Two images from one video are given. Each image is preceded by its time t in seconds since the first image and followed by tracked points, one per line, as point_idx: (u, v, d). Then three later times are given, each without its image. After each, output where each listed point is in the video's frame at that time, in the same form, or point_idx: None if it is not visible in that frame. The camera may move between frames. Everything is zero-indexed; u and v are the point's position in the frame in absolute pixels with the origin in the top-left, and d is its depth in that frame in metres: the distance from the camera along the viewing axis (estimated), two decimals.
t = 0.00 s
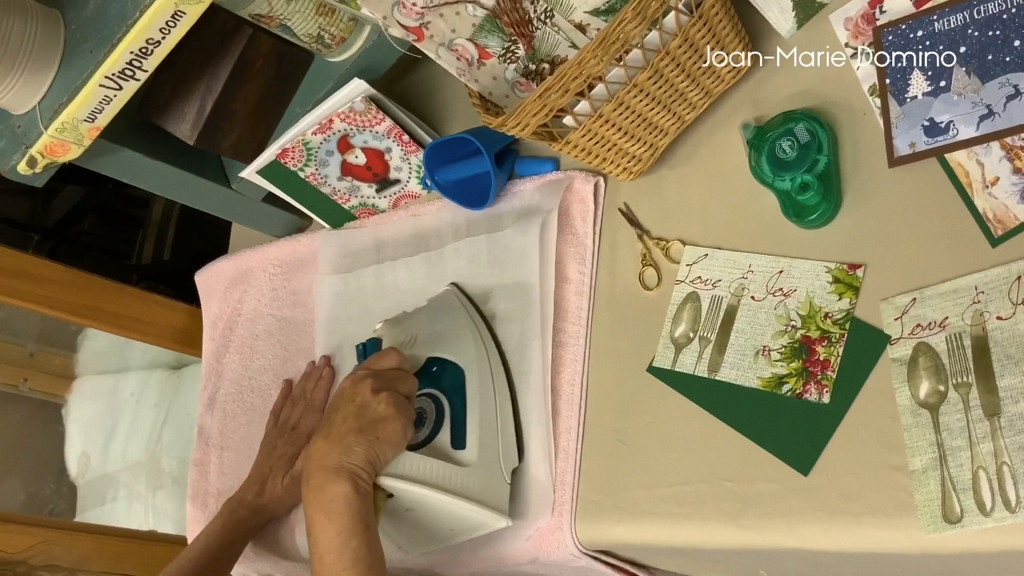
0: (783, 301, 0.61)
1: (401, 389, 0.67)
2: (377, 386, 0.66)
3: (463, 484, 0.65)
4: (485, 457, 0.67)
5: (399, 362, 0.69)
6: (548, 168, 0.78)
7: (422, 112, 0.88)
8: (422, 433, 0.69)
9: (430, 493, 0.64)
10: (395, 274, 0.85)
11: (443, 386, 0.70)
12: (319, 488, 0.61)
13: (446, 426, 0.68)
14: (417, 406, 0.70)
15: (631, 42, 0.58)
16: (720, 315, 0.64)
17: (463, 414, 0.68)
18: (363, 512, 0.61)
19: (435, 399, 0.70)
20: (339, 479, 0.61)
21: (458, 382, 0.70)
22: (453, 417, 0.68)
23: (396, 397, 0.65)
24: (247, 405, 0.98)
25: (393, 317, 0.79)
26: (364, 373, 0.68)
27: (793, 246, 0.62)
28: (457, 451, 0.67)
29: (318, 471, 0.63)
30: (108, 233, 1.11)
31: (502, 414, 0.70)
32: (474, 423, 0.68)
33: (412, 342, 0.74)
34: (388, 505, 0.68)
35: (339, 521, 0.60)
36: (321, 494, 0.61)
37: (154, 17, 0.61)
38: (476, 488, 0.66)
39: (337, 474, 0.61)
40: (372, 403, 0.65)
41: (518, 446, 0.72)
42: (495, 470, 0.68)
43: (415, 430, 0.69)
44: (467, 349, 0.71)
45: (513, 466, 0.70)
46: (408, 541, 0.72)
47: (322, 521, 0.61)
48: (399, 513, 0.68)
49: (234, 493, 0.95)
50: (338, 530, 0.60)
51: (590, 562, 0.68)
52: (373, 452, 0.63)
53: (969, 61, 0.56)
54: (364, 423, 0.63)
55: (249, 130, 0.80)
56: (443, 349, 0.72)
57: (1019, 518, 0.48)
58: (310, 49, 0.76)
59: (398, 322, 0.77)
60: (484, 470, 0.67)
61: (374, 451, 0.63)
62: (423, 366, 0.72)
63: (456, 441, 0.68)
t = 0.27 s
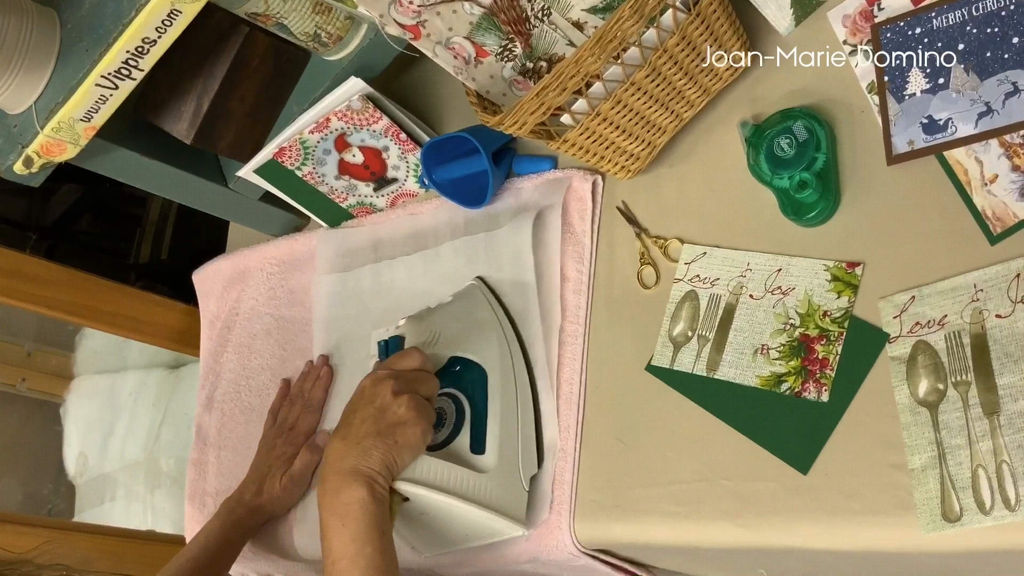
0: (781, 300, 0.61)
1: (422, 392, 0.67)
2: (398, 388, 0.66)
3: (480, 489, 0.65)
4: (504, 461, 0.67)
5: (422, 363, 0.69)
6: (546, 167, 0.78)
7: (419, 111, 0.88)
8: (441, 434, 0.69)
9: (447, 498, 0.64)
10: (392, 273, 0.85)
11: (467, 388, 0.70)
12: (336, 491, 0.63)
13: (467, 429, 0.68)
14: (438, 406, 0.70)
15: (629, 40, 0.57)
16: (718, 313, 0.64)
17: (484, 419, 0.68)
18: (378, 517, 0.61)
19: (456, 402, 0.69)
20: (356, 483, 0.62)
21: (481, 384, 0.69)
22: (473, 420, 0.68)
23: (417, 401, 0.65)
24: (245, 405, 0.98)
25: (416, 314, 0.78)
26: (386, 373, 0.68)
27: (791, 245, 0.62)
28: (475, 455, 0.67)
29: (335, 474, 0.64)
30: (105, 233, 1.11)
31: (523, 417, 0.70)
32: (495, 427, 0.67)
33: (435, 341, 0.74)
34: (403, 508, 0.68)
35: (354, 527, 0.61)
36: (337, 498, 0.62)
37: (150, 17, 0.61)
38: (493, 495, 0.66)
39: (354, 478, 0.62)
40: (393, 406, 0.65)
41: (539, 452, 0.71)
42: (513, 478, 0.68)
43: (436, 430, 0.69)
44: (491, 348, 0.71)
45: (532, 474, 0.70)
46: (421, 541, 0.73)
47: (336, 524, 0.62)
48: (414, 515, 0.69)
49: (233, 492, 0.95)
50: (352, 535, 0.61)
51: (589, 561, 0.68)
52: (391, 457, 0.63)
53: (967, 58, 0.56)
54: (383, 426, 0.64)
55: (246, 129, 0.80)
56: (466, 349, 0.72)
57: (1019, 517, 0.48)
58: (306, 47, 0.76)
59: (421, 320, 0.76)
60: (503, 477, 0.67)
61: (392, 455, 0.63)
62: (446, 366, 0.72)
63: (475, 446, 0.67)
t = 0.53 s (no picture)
0: (779, 300, 0.61)
1: (434, 393, 0.66)
2: (411, 390, 0.66)
3: (491, 493, 0.66)
4: (516, 465, 0.67)
5: (433, 363, 0.68)
6: (544, 167, 0.78)
7: (416, 111, 0.88)
8: (452, 435, 0.68)
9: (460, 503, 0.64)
10: (390, 274, 0.85)
11: (477, 390, 0.69)
12: (348, 494, 0.62)
13: (478, 431, 0.67)
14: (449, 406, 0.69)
15: (625, 40, 0.57)
16: (716, 313, 0.64)
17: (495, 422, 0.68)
18: (390, 521, 0.61)
19: (467, 402, 0.69)
20: (368, 487, 0.61)
21: (494, 386, 0.69)
22: (484, 423, 0.68)
23: (430, 403, 0.65)
24: (243, 406, 0.98)
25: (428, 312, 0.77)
26: (399, 372, 0.67)
27: (788, 244, 0.62)
28: (486, 458, 0.67)
29: (345, 477, 0.63)
30: (103, 233, 1.11)
31: (535, 420, 0.70)
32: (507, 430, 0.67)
33: (447, 339, 0.73)
34: (412, 509, 0.68)
35: (366, 532, 0.60)
36: (348, 501, 0.62)
37: (146, 18, 0.61)
38: (504, 499, 0.66)
39: (366, 482, 0.62)
40: (406, 409, 0.64)
41: (549, 454, 0.71)
42: (524, 485, 0.68)
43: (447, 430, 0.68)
44: (502, 350, 0.70)
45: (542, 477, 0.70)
46: (429, 541, 0.73)
47: (348, 526, 0.62)
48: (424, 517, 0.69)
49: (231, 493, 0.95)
50: (364, 539, 0.61)
51: (587, 561, 0.68)
52: (404, 460, 0.63)
53: (964, 57, 0.56)
54: (396, 429, 0.63)
55: (243, 130, 0.80)
56: (478, 349, 0.71)
57: (1017, 517, 0.48)
58: (303, 48, 0.76)
59: (433, 318, 0.75)
60: (514, 481, 0.67)
61: (405, 459, 0.63)
62: (457, 365, 0.71)
63: (486, 449, 0.67)
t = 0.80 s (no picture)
0: (774, 301, 0.61)
1: (363, 388, 0.64)
2: (342, 387, 0.64)
3: (434, 475, 0.63)
4: (459, 446, 0.65)
5: (361, 357, 0.66)
6: (538, 168, 0.78)
7: (411, 112, 0.88)
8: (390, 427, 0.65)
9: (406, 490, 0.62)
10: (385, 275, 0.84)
11: (409, 376, 0.66)
12: (296, 500, 0.62)
13: (416, 417, 0.65)
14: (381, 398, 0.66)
15: (620, 41, 0.57)
16: (711, 314, 0.64)
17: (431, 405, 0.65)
18: (342, 520, 0.61)
19: (400, 391, 0.66)
20: (316, 489, 0.61)
21: (427, 372, 0.67)
22: (421, 407, 0.65)
23: (363, 398, 0.63)
24: (238, 408, 0.98)
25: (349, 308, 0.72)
26: (328, 373, 0.65)
27: (783, 245, 0.62)
28: (428, 441, 0.64)
29: (291, 484, 0.62)
30: (98, 234, 1.11)
31: (473, 400, 0.68)
32: (443, 410, 0.65)
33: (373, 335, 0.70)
34: (365, 505, 0.66)
35: (318, 537, 0.60)
36: (298, 505, 0.62)
37: (139, 20, 0.61)
38: (451, 478, 0.64)
39: (313, 485, 0.61)
40: (341, 407, 0.63)
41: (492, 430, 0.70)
42: (469, 460, 0.65)
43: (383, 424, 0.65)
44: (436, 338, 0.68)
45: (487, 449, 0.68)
46: (392, 538, 0.70)
47: (299, 532, 0.61)
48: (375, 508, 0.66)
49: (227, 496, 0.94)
50: (318, 542, 0.60)
51: (583, 563, 0.68)
52: (346, 459, 0.61)
53: (958, 58, 0.56)
54: (334, 427, 0.62)
55: (237, 131, 0.79)
56: (408, 339, 0.68)
57: (1012, 517, 0.48)
58: (297, 49, 0.75)
59: (354, 314, 0.70)
60: (459, 460, 0.64)
61: (349, 457, 0.61)
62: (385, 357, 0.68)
63: (425, 432, 0.64)
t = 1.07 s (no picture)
0: (767, 301, 0.61)
1: (309, 374, 0.66)
2: (286, 372, 0.65)
3: (385, 448, 0.67)
4: (401, 426, 0.69)
5: (304, 351, 0.68)
6: (530, 169, 0.78)
7: (404, 113, 0.88)
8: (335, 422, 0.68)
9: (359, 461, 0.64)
10: (379, 276, 0.84)
11: (351, 375, 0.71)
12: (248, 474, 0.61)
13: (359, 404, 0.69)
14: (327, 398, 0.69)
15: (612, 42, 0.57)
16: (704, 315, 0.63)
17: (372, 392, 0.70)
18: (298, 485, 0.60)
19: (343, 389, 0.70)
20: (267, 460, 0.60)
21: (363, 369, 0.71)
22: (363, 395, 0.70)
23: (308, 382, 0.65)
24: (231, 410, 0.97)
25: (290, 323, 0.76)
26: (271, 365, 0.66)
27: (776, 246, 0.62)
28: (372, 424, 0.68)
29: (245, 460, 0.61)
30: (89, 234, 1.11)
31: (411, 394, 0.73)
32: (383, 396, 0.70)
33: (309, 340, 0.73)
34: (320, 487, 0.67)
35: (274, 503, 0.59)
36: (251, 480, 0.60)
37: (129, 21, 0.60)
38: (398, 452, 0.68)
39: (264, 456, 0.61)
40: (285, 388, 0.64)
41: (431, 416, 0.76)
42: (412, 437, 0.70)
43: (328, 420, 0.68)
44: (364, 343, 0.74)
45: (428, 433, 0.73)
46: (355, 520, 0.72)
47: (254, 502, 0.60)
48: (333, 495, 0.68)
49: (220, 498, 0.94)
50: (273, 508, 0.59)
51: (577, 565, 0.67)
52: (297, 431, 0.62)
53: (950, 58, 0.56)
54: (282, 405, 0.63)
55: (229, 132, 0.79)
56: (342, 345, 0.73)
57: (1006, 518, 0.48)
58: (288, 50, 0.75)
59: (292, 325, 0.75)
60: (403, 438, 0.69)
61: (297, 430, 0.62)
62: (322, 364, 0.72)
63: (369, 416, 0.69)
